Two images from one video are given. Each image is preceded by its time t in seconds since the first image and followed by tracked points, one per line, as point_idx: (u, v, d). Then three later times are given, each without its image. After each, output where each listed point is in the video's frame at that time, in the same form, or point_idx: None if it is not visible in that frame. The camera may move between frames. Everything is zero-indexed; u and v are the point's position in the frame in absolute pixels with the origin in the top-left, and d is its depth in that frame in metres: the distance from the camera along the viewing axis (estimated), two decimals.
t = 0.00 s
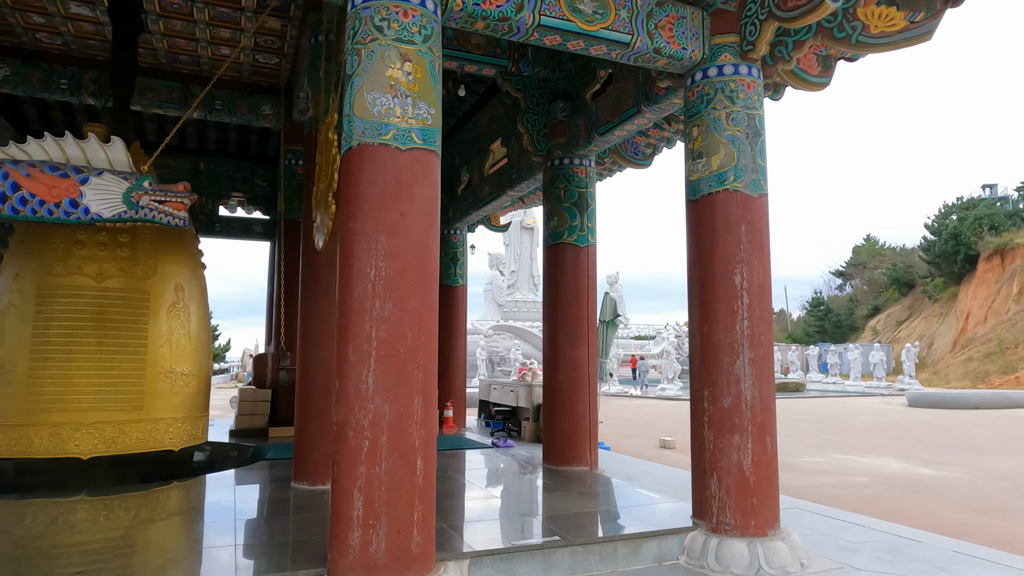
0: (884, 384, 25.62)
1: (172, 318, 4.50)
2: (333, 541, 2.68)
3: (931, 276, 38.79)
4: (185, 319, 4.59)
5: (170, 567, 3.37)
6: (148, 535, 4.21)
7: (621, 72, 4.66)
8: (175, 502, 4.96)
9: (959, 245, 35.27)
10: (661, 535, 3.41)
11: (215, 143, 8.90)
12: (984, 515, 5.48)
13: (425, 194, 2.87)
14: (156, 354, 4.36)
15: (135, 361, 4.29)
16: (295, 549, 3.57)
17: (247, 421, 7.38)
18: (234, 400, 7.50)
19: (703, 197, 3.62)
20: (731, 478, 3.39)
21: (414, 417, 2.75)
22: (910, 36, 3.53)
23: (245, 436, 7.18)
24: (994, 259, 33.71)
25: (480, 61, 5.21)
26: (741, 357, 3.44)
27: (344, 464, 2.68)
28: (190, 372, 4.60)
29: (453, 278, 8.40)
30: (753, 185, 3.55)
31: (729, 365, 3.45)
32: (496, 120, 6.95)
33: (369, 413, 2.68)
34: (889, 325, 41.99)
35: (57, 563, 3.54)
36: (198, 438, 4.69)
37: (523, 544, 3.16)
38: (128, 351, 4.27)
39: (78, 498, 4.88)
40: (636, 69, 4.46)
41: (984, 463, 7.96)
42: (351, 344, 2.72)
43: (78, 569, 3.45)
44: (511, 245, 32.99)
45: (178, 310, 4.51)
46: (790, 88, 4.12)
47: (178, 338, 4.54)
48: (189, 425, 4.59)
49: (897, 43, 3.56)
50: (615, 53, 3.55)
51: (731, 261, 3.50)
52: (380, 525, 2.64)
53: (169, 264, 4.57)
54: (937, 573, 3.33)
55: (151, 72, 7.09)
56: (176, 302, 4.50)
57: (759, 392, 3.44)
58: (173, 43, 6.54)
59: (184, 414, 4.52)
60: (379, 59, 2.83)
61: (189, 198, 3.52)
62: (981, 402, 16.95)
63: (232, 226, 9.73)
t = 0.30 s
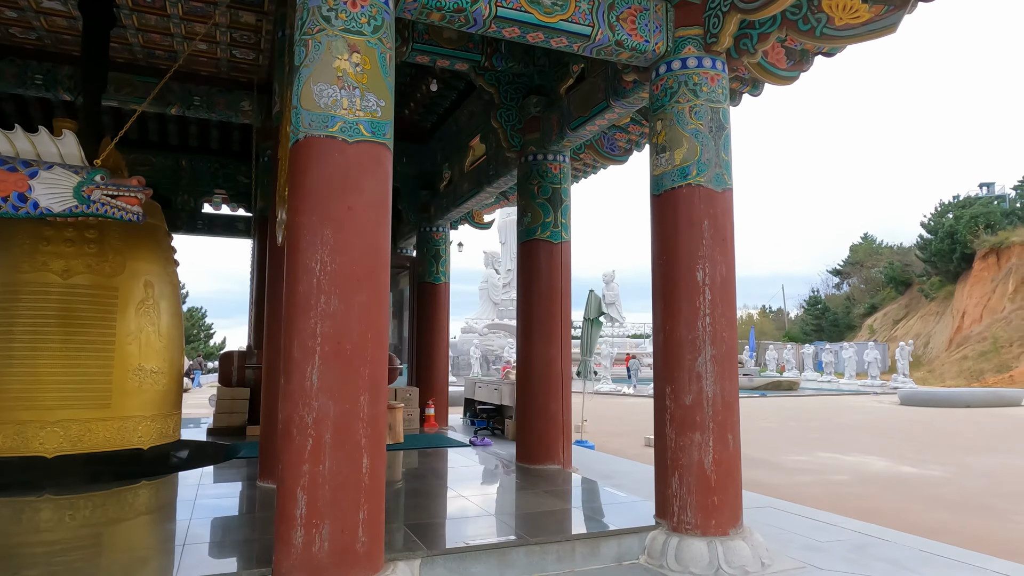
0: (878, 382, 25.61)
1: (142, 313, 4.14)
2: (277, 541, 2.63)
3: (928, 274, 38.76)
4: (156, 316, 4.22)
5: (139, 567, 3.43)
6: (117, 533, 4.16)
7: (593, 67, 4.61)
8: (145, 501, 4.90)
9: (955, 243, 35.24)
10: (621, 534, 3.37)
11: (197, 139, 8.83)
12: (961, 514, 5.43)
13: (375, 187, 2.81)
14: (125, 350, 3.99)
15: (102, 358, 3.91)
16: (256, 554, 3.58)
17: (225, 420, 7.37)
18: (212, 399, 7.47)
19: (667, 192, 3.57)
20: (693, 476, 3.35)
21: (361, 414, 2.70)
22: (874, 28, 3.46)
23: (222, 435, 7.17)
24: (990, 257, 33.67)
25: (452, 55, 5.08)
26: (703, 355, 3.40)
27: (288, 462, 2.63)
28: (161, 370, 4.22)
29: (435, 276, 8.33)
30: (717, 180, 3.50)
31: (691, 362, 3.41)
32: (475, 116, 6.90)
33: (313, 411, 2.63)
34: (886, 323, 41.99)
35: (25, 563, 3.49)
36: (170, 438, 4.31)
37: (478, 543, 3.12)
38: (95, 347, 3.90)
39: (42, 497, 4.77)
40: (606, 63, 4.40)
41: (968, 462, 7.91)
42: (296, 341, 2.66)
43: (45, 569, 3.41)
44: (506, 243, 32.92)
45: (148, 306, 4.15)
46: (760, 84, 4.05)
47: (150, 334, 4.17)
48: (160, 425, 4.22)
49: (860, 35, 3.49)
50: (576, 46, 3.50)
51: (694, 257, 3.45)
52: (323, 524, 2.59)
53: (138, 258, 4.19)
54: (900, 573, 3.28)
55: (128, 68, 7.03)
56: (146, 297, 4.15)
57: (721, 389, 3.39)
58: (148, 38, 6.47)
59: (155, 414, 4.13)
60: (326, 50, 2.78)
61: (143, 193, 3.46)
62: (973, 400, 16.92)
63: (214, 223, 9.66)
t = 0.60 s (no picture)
0: (875, 380, 25.57)
1: (112, 313, 4.06)
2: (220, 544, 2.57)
3: (926, 272, 38.67)
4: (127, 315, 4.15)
5: (108, 568, 3.39)
6: (85, 534, 4.10)
7: (564, 61, 4.55)
8: (116, 501, 4.83)
9: (953, 240, 35.16)
10: (582, 536, 3.32)
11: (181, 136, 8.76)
12: (940, 514, 5.37)
13: (322, 184, 2.76)
14: (93, 349, 3.93)
15: (69, 358, 3.84)
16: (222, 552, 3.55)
17: (205, 418, 7.31)
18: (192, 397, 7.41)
19: (631, 189, 3.51)
20: (655, 477, 3.29)
21: (307, 415, 2.64)
22: (841, 20, 3.39)
23: (202, 434, 7.11)
24: (987, 254, 33.58)
25: (426, 50, 5.10)
26: (666, 354, 3.34)
27: (230, 464, 2.57)
28: (132, 368, 4.15)
29: (419, 273, 8.23)
30: (681, 176, 3.44)
31: (654, 361, 3.35)
32: (455, 112, 6.85)
33: (257, 412, 2.57)
34: (884, 321, 41.91)
35: None
36: (143, 437, 4.24)
37: (433, 546, 3.07)
38: (61, 347, 3.82)
39: (9, 496, 4.67)
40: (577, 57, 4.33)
41: (955, 461, 7.85)
42: (240, 340, 2.60)
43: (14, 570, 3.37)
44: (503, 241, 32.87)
45: (119, 304, 4.09)
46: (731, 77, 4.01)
47: (119, 334, 4.09)
48: (132, 423, 4.15)
49: (827, 28, 3.41)
50: (538, 39, 3.45)
51: (656, 254, 3.40)
52: (266, 527, 2.54)
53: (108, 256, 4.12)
54: None
55: (106, 64, 6.96)
56: (116, 297, 4.07)
57: (684, 388, 3.34)
58: (124, 34, 6.40)
59: (126, 413, 4.08)
60: (272, 43, 2.73)
61: (97, 189, 3.42)
62: (966, 398, 16.87)
63: (198, 220, 9.59)
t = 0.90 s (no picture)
0: (868, 376, 25.54)
1: (79, 309, 4.13)
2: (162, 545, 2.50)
3: (920, 268, 38.69)
4: (95, 312, 4.22)
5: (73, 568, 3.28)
6: (50, 533, 3.99)
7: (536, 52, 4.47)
8: (83, 499, 4.71)
9: (947, 236, 35.19)
10: (544, 535, 3.26)
11: (160, 130, 8.64)
12: (919, 511, 5.33)
13: (270, 174, 2.68)
14: (60, 345, 3.99)
15: (35, 354, 3.90)
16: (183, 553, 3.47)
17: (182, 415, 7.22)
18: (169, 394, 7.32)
19: (596, 180, 3.44)
20: (618, 475, 3.23)
21: (252, 412, 2.57)
22: (809, 7, 3.36)
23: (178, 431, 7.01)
24: (981, 250, 33.61)
25: (397, 42, 4.94)
26: (630, 349, 3.28)
27: (172, 463, 2.50)
28: (100, 365, 4.22)
29: (401, 268, 8.20)
30: (646, 168, 3.37)
31: (618, 357, 3.28)
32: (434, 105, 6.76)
33: (199, 409, 2.50)
34: (878, 317, 41.94)
35: None
36: (111, 433, 4.31)
37: (389, 545, 3.01)
38: (27, 343, 3.88)
39: None
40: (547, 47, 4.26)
41: (939, 457, 7.81)
42: (182, 335, 2.53)
43: None
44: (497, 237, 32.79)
45: (86, 300, 4.17)
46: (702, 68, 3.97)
47: (87, 331, 4.17)
48: (100, 420, 4.21)
49: (795, 16, 3.38)
50: (500, 28, 3.38)
51: (621, 247, 3.33)
52: (209, 527, 2.47)
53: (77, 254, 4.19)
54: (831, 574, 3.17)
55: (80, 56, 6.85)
56: (84, 293, 4.15)
57: (649, 384, 3.28)
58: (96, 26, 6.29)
59: (94, 409, 4.15)
60: (217, 29, 2.65)
61: (48, 180, 3.34)
62: (956, 394, 16.85)
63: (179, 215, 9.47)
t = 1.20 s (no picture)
0: (867, 371, 25.42)
1: (47, 304, 4.01)
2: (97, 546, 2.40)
3: (920, 263, 38.53)
4: (63, 306, 4.10)
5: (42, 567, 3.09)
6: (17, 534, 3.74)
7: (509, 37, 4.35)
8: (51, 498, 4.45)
9: (947, 231, 35.04)
10: (507, 535, 3.16)
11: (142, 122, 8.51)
12: (905, 508, 5.22)
13: (212, 160, 2.57)
14: (27, 341, 3.88)
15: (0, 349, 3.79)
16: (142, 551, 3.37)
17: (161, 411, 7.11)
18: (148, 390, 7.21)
19: (563, 168, 3.32)
20: (583, 473, 3.12)
21: (192, 409, 2.47)
22: None
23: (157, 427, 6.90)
24: (981, 245, 33.48)
25: (370, 29, 4.83)
26: (596, 343, 3.17)
27: (107, 461, 2.40)
28: (68, 362, 4.11)
29: (385, 263, 8.04)
30: (614, 155, 3.26)
31: (584, 351, 3.18)
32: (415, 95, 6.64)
33: (136, 405, 2.40)
34: (878, 312, 41.79)
35: None
36: (80, 431, 4.22)
37: (343, 546, 2.92)
38: None
39: None
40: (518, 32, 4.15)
41: (931, 453, 7.70)
42: (118, 329, 2.43)
43: None
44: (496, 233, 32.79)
45: (54, 294, 4.04)
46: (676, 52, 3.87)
47: (55, 326, 4.05)
48: (67, 417, 4.12)
49: None
50: (462, 10, 3.28)
51: (587, 237, 3.21)
52: (145, 528, 2.37)
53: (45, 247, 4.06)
54: None
55: (58, 48, 6.69)
56: (52, 287, 4.02)
57: (615, 379, 3.17)
58: (70, 15, 6.14)
59: (63, 405, 4.06)
60: (155, 9, 2.54)
61: None
62: (953, 389, 16.74)
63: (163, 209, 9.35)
